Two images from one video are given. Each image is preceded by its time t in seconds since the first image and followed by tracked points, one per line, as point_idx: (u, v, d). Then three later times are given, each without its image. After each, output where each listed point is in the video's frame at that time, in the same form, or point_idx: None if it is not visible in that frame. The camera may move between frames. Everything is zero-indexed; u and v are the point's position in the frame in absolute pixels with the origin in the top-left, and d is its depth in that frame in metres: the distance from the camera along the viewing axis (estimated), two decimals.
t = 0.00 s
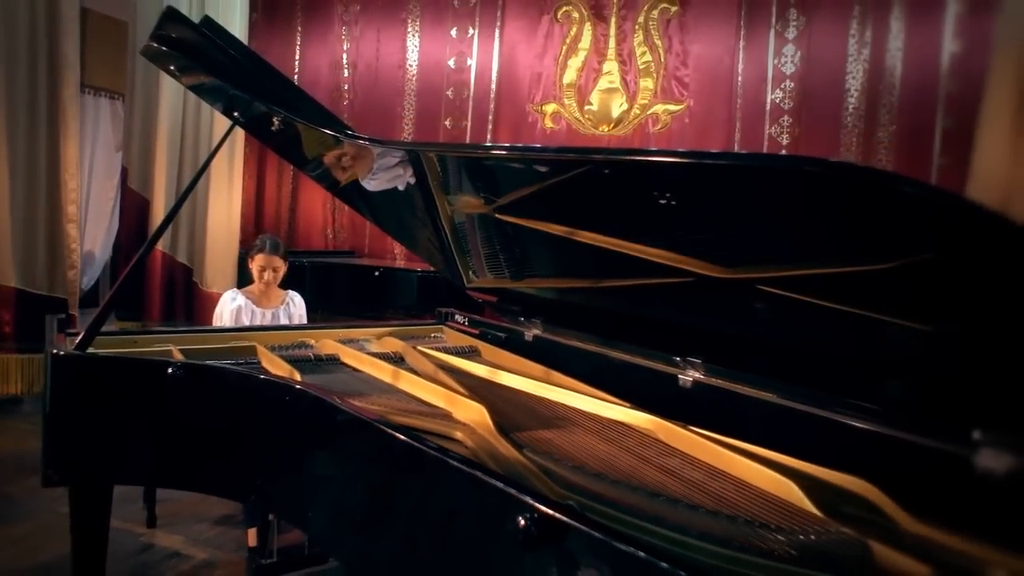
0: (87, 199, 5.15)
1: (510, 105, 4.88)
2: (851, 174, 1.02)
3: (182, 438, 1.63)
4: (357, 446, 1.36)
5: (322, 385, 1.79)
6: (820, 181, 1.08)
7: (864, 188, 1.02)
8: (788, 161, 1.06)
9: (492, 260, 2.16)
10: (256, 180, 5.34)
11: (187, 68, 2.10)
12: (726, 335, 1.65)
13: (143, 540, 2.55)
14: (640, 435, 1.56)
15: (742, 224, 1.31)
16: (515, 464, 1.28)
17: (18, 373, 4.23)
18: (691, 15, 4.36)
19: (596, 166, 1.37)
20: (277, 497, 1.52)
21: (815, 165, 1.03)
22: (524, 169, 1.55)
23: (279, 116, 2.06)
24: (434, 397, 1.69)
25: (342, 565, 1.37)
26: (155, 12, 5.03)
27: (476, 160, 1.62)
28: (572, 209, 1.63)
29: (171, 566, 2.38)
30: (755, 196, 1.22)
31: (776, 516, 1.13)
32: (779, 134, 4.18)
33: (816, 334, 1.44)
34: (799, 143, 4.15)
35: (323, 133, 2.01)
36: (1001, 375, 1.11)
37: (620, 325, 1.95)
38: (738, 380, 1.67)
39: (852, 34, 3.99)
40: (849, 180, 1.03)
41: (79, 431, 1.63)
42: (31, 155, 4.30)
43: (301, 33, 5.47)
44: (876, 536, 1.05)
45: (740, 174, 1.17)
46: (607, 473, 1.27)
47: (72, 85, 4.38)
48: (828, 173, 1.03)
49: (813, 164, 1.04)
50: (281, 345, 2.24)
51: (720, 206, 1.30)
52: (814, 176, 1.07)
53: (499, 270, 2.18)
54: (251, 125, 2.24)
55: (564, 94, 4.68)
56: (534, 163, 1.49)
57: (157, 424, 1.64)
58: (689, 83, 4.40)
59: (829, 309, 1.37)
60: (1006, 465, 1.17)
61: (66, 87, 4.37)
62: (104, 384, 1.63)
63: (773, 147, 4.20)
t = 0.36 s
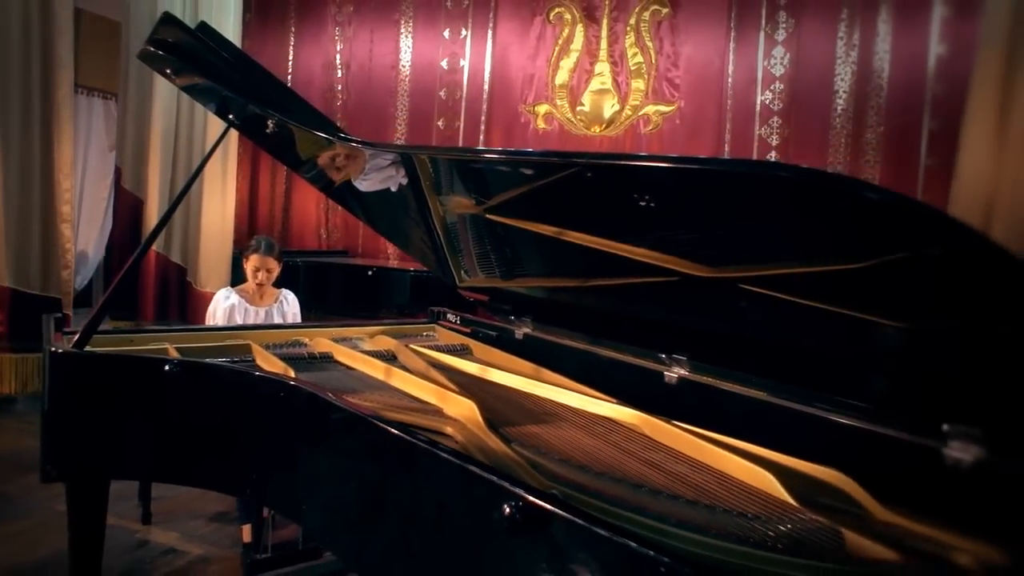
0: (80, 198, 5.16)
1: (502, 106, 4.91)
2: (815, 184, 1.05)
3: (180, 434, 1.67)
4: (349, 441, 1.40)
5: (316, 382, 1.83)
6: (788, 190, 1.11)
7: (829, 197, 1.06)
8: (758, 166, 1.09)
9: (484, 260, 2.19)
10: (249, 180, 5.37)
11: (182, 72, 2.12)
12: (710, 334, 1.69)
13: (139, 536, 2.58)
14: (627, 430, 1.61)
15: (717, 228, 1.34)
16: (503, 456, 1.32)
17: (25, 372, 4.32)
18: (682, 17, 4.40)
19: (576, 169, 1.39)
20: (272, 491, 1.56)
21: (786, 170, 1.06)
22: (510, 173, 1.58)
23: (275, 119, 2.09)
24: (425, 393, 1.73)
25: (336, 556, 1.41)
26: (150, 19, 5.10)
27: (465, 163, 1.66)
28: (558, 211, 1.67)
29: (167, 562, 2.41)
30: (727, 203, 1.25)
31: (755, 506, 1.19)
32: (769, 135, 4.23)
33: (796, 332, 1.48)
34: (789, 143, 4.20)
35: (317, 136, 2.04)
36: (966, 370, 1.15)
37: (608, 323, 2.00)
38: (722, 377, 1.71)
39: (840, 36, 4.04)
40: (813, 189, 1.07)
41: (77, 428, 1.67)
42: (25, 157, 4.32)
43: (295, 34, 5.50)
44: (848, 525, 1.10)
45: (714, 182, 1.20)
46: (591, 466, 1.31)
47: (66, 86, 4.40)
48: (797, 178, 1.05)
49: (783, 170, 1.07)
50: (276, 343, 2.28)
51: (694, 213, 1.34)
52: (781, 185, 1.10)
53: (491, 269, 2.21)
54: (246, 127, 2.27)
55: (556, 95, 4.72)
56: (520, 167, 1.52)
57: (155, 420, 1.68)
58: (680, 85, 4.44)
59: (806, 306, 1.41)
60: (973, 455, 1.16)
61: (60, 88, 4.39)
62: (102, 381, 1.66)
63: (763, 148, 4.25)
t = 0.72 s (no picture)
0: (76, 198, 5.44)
1: (496, 106, 4.94)
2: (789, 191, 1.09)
3: (176, 430, 1.70)
4: (343, 436, 1.43)
5: (311, 379, 1.86)
6: (764, 196, 1.14)
7: (803, 203, 1.10)
8: (735, 170, 1.12)
9: (476, 260, 2.23)
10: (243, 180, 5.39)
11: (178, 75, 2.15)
12: (696, 332, 1.73)
13: (134, 533, 2.61)
14: (614, 426, 1.65)
15: (699, 231, 1.38)
16: (493, 450, 1.36)
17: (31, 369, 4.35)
18: (674, 18, 4.45)
19: (561, 172, 1.41)
20: (267, 486, 1.59)
21: (761, 175, 1.09)
22: (499, 176, 1.61)
23: (270, 122, 2.12)
24: (418, 390, 1.76)
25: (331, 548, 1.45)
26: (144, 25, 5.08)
27: (456, 166, 1.69)
28: (546, 213, 1.70)
29: (163, 558, 2.44)
30: (708, 208, 1.28)
31: (734, 497, 1.23)
32: (759, 136, 4.27)
33: (778, 330, 1.52)
34: (779, 144, 4.24)
35: (312, 138, 2.07)
36: (937, 367, 1.20)
37: (598, 321, 2.03)
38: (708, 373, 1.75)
39: (830, 38, 4.08)
40: (787, 195, 1.10)
41: (74, 425, 1.70)
42: (19, 156, 4.33)
43: (289, 34, 5.52)
44: (825, 515, 1.14)
45: (693, 186, 1.23)
46: (579, 460, 1.35)
47: (60, 86, 4.41)
48: (772, 183, 1.08)
49: (759, 174, 1.10)
50: (270, 342, 2.31)
51: (676, 219, 1.37)
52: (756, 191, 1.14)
53: (482, 269, 2.24)
54: (242, 129, 2.30)
55: (549, 96, 4.76)
56: (508, 170, 1.55)
57: (151, 417, 1.71)
58: (672, 86, 4.48)
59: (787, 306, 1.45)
60: (945, 448, 1.20)
61: (55, 88, 4.40)
62: (98, 379, 1.69)
63: (754, 149, 4.29)
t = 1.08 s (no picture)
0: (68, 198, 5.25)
1: (490, 107, 4.97)
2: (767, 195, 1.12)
3: (172, 427, 1.73)
4: (337, 433, 1.46)
5: (306, 376, 1.90)
6: (742, 200, 1.17)
7: (779, 207, 1.13)
8: (714, 174, 1.15)
9: (469, 259, 2.25)
10: (237, 181, 5.41)
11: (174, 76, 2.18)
12: (683, 330, 1.77)
13: (131, 530, 2.64)
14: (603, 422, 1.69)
15: (683, 232, 1.42)
16: (483, 445, 1.39)
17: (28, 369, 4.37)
18: (666, 20, 4.48)
19: (549, 175, 1.44)
20: (263, 482, 1.62)
21: (739, 178, 1.12)
22: (489, 178, 1.64)
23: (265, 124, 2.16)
24: (411, 387, 1.80)
25: (326, 541, 1.48)
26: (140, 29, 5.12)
27: (448, 167, 1.72)
28: (535, 214, 1.73)
29: (159, 555, 2.46)
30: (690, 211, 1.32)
31: (717, 490, 1.27)
32: (751, 137, 4.30)
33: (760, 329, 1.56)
34: (771, 145, 4.28)
35: (307, 140, 2.10)
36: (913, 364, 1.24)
37: (588, 320, 2.07)
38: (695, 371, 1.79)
39: (821, 40, 4.13)
40: (764, 199, 1.14)
41: (72, 423, 1.72)
42: (14, 157, 4.34)
43: (283, 34, 5.54)
44: (805, 507, 1.18)
45: (676, 189, 1.27)
46: (568, 454, 1.39)
47: (54, 87, 4.42)
48: (749, 186, 1.12)
49: (736, 177, 1.13)
50: (266, 341, 2.33)
51: (662, 221, 1.41)
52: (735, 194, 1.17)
53: (475, 269, 2.28)
54: (237, 130, 2.33)
55: (542, 97, 4.79)
56: (498, 172, 1.58)
57: (148, 414, 1.74)
58: (665, 87, 4.51)
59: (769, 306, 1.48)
60: (922, 441, 1.26)
61: (49, 88, 4.41)
62: (96, 377, 1.72)
63: (746, 150, 4.33)
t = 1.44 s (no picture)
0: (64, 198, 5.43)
1: (484, 107, 5.00)
2: (747, 197, 1.15)
3: (169, 425, 1.76)
4: (330, 429, 1.49)
5: (302, 374, 1.93)
6: (724, 203, 1.21)
7: (760, 210, 1.16)
8: (696, 177, 1.18)
9: (463, 260, 2.28)
10: (233, 181, 5.42)
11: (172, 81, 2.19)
12: (673, 328, 1.80)
13: (127, 528, 2.66)
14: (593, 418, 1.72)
15: (670, 233, 1.44)
16: (475, 441, 1.43)
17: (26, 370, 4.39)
18: (660, 22, 4.51)
19: (538, 177, 1.47)
20: (259, 477, 1.65)
21: (718, 181, 1.16)
22: (480, 180, 1.67)
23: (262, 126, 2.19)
24: (405, 385, 1.82)
25: (320, 536, 1.51)
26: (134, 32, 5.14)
27: (441, 169, 1.75)
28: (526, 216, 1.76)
29: (156, 552, 2.49)
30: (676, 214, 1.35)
31: (701, 483, 1.31)
32: (743, 138, 4.34)
33: (745, 325, 1.59)
34: (763, 146, 4.31)
35: (302, 143, 2.12)
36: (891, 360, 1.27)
37: (580, 319, 2.10)
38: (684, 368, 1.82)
39: (812, 42, 4.17)
40: (744, 202, 1.17)
41: (69, 421, 1.75)
42: (9, 157, 4.35)
43: (278, 34, 5.55)
44: (787, 499, 1.22)
45: (660, 192, 1.30)
46: (557, 450, 1.43)
47: (50, 86, 4.43)
48: (728, 189, 1.15)
49: (716, 180, 1.17)
50: (261, 340, 2.36)
51: (649, 223, 1.44)
52: (716, 197, 1.20)
53: (469, 269, 2.30)
54: (233, 131, 2.36)
55: (536, 97, 4.82)
56: (488, 175, 1.61)
57: (144, 412, 1.77)
58: (658, 88, 4.54)
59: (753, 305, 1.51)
60: (901, 436, 1.29)
61: (45, 88, 4.43)
62: (93, 375, 1.75)
63: (738, 150, 4.36)
